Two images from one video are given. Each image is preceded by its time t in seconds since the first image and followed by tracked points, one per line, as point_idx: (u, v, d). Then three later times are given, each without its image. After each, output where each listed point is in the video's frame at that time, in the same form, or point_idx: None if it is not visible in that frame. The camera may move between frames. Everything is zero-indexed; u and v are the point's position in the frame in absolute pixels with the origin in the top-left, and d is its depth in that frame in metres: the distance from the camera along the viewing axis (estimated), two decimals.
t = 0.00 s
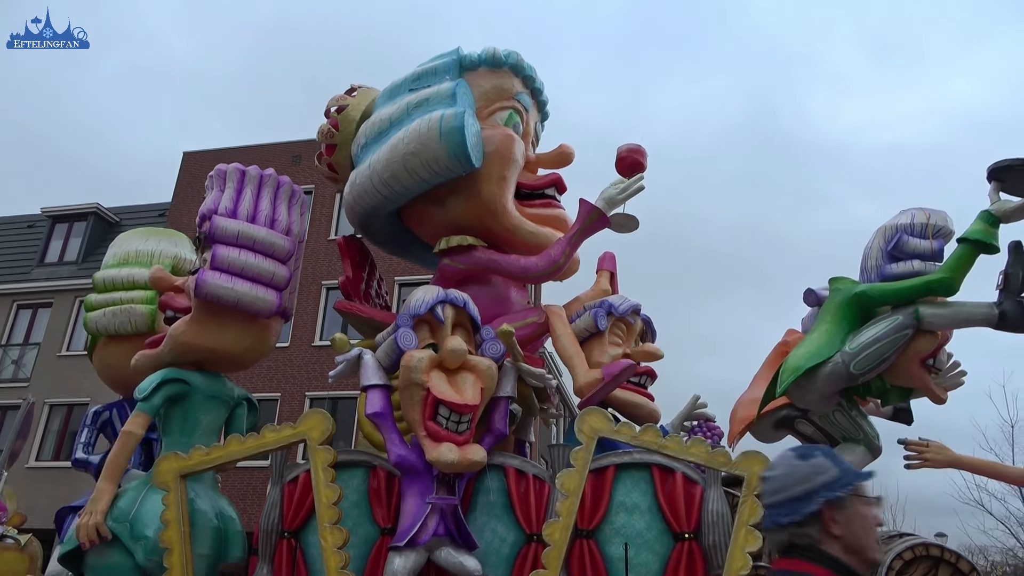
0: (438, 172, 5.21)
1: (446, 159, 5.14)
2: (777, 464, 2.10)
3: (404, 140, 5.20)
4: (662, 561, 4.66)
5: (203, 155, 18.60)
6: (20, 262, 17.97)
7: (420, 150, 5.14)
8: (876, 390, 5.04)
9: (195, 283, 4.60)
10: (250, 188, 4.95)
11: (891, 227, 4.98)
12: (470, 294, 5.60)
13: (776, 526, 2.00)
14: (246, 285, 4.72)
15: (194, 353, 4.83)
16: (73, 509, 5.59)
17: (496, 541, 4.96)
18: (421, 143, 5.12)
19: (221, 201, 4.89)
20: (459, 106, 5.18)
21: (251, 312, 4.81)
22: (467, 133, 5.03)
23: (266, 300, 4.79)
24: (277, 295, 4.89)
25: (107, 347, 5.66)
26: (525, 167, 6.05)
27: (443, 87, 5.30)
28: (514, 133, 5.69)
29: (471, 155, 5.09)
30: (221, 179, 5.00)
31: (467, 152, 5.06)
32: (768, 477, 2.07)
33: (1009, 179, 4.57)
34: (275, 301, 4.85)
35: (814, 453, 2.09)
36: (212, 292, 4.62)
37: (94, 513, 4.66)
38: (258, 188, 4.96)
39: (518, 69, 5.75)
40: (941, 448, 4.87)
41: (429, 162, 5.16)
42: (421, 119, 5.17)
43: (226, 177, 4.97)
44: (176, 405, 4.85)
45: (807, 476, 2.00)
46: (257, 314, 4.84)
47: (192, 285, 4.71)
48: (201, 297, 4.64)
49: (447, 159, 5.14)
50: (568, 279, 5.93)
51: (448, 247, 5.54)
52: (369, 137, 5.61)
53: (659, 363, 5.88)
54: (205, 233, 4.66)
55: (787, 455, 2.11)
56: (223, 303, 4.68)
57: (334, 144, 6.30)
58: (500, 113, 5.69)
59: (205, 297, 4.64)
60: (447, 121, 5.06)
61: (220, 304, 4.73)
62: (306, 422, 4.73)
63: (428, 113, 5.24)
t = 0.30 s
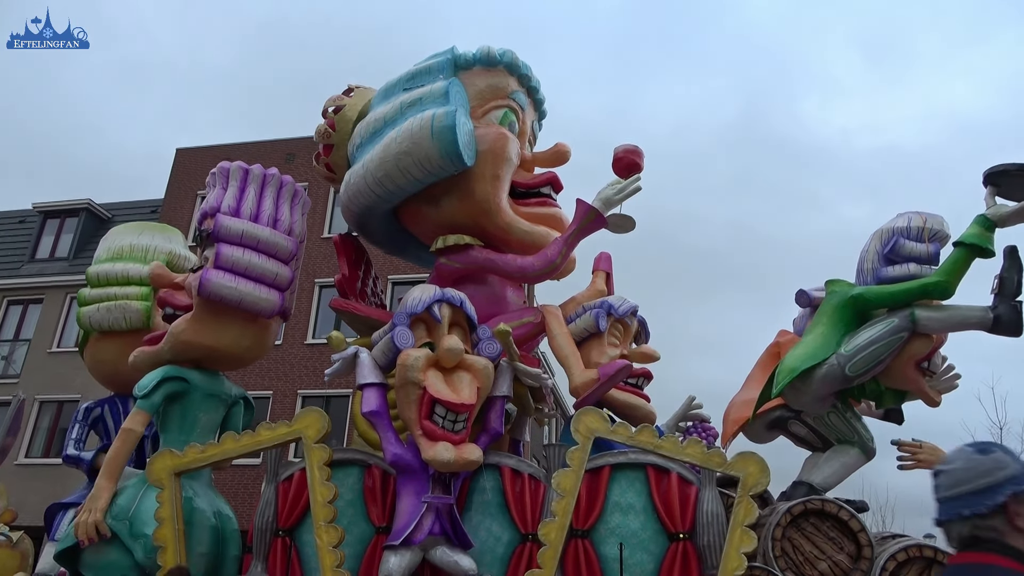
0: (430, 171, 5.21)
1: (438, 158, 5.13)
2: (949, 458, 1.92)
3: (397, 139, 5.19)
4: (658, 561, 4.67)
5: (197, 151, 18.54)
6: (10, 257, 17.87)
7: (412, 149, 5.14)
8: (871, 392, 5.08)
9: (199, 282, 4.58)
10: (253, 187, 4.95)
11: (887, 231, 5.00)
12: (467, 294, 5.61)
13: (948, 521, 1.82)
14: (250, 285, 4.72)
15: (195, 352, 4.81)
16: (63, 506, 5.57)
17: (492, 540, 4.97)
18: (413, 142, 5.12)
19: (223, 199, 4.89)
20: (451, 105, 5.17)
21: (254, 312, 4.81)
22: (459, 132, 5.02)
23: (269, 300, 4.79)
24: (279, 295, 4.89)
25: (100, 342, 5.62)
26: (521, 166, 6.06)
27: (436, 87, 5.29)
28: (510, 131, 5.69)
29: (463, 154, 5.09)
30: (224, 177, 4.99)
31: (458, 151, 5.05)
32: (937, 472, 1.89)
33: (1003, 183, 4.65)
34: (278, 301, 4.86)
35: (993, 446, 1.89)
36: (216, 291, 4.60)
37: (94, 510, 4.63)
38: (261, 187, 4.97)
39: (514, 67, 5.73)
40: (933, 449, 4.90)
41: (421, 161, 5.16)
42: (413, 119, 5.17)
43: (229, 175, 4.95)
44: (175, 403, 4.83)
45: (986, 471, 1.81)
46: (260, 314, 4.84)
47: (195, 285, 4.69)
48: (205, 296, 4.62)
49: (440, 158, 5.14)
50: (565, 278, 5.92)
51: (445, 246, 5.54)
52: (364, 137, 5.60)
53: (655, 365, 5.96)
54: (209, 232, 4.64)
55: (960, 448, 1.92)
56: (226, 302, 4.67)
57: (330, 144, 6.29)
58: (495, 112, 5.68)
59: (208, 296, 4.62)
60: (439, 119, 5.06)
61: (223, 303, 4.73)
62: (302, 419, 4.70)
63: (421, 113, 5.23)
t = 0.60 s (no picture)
0: (423, 170, 5.20)
1: (432, 157, 5.11)
2: None
3: (391, 138, 5.17)
4: (654, 560, 4.68)
5: (190, 148, 18.47)
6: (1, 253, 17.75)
7: (406, 148, 5.11)
8: (867, 395, 5.11)
9: (204, 281, 4.57)
10: (258, 187, 4.96)
11: (883, 234, 5.03)
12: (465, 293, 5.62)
13: None
14: (256, 286, 4.72)
15: (197, 350, 4.79)
16: (54, 503, 5.53)
17: (488, 540, 4.96)
18: (406, 141, 5.09)
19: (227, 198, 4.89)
20: (445, 104, 5.14)
21: (257, 312, 4.81)
22: (452, 131, 4.99)
23: (273, 300, 4.80)
24: (282, 296, 4.90)
25: (95, 338, 5.59)
26: (518, 166, 6.06)
27: (430, 86, 5.27)
28: (505, 130, 5.67)
29: (456, 153, 5.06)
30: (228, 176, 4.99)
31: (452, 151, 5.03)
32: None
33: (999, 187, 4.68)
34: (281, 302, 4.88)
35: None
36: (221, 290, 4.60)
37: (95, 509, 4.59)
38: (266, 187, 4.97)
39: (510, 66, 5.70)
40: (927, 451, 4.92)
41: (414, 160, 5.13)
42: (407, 118, 5.14)
43: (233, 174, 4.95)
44: (174, 402, 4.81)
45: None
46: (263, 315, 4.84)
47: (199, 284, 4.68)
48: (209, 295, 4.61)
49: (433, 157, 5.11)
50: (562, 278, 5.92)
51: (442, 245, 5.53)
52: (359, 136, 5.57)
53: (652, 367, 5.97)
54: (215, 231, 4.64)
55: None
56: (230, 302, 4.67)
57: (328, 144, 6.28)
58: (491, 111, 5.67)
59: (212, 296, 4.62)
60: (432, 118, 5.03)
61: (226, 302, 4.72)
62: (299, 418, 4.68)
63: (415, 112, 5.20)
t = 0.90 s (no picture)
0: (419, 170, 5.18)
1: (428, 157, 5.10)
2: None
3: (387, 138, 5.16)
4: (652, 560, 4.69)
5: (186, 147, 18.43)
6: None
7: (402, 148, 5.10)
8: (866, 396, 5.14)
9: (208, 282, 4.57)
10: (260, 188, 4.96)
11: (884, 236, 5.05)
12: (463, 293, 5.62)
13: None
14: (258, 287, 4.73)
15: (199, 350, 4.77)
16: (48, 503, 5.50)
17: (486, 540, 4.96)
18: (402, 141, 5.08)
19: (227, 197, 4.90)
20: (441, 104, 5.13)
21: (259, 313, 4.82)
22: (447, 131, 4.97)
23: (275, 301, 4.82)
24: (284, 296, 4.92)
25: (90, 337, 5.56)
26: (516, 165, 6.06)
27: (426, 86, 5.26)
28: (502, 130, 5.66)
29: (451, 152, 5.05)
30: (230, 177, 5.02)
31: (447, 151, 5.01)
32: None
33: (999, 191, 4.72)
34: (283, 303, 4.89)
35: None
36: (225, 291, 4.60)
37: (97, 509, 4.58)
38: (267, 188, 4.97)
39: (507, 66, 5.70)
40: (923, 452, 4.94)
41: (410, 160, 5.12)
42: (403, 118, 5.13)
43: (234, 174, 4.98)
44: (175, 402, 4.79)
45: None
46: (264, 316, 4.86)
47: (201, 284, 4.67)
48: (212, 296, 4.61)
49: (429, 157, 5.10)
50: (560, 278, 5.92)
51: (441, 245, 5.52)
52: (356, 137, 5.57)
53: (651, 369, 5.97)
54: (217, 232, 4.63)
55: None
56: (233, 303, 4.67)
57: (326, 145, 6.28)
58: (488, 111, 5.66)
59: (216, 297, 4.61)
60: (428, 118, 5.02)
61: (229, 302, 4.72)
62: (297, 418, 4.67)
63: (412, 112, 5.19)
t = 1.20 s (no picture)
0: (415, 170, 5.16)
1: (424, 157, 5.07)
2: None
3: (383, 139, 5.14)
4: (651, 560, 4.70)
5: (181, 147, 18.38)
6: None
7: (398, 148, 5.08)
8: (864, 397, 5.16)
9: (212, 285, 4.57)
10: (261, 190, 5.01)
11: (885, 237, 5.07)
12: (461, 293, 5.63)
13: None
14: (262, 289, 4.75)
15: (201, 352, 4.76)
16: (43, 504, 5.49)
17: (485, 540, 4.97)
18: (397, 141, 5.06)
19: (228, 200, 4.94)
20: (437, 104, 5.11)
21: (261, 315, 4.83)
22: (443, 131, 4.95)
23: (278, 303, 4.84)
24: (285, 299, 4.94)
25: (85, 337, 5.53)
26: (513, 165, 6.06)
27: (423, 86, 5.24)
28: (499, 130, 5.65)
29: (447, 152, 5.02)
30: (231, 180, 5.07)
31: (443, 150, 4.99)
32: None
33: (1001, 195, 4.75)
34: (285, 306, 4.92)
35: None
36: (229, 293, 4.60)
37: (101, 510, 4.55)
38: (268, 190, 5.02)
39: (503, 66, 5.68)
40: (919, 452, 4.96)
41: (406, 160, 5.10)
42: (398, 118, 5.11)
43: (236, 177, 5.03)
44: (176, 404, 4.78)
45: None
46: (266, 318, 4.87)
47: (204, 286, 4.68)
48: (216, 298, 4.61)
49: (425, 157, 5.08)
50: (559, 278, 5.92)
51: (439, 245, 5.52)
52: (353, 138, 5.56)
53: (649, 370, 5.98)
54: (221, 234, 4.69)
55: None
56: (236, 304, 4.67)
57: (324, 147, 6.27)
58: (484, 111, 5.65)
59: (219, 299, 4.61)
60: (423, 118, 4.99)
61: (231, 304, 4.73)
62: (295, 418, 4.67)
63: (408, 112, 5.17)
